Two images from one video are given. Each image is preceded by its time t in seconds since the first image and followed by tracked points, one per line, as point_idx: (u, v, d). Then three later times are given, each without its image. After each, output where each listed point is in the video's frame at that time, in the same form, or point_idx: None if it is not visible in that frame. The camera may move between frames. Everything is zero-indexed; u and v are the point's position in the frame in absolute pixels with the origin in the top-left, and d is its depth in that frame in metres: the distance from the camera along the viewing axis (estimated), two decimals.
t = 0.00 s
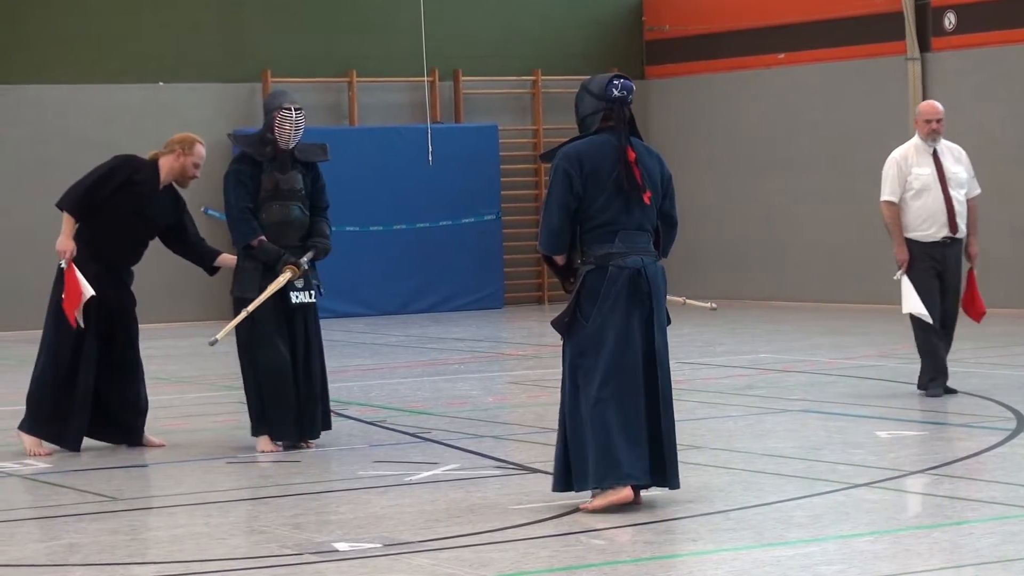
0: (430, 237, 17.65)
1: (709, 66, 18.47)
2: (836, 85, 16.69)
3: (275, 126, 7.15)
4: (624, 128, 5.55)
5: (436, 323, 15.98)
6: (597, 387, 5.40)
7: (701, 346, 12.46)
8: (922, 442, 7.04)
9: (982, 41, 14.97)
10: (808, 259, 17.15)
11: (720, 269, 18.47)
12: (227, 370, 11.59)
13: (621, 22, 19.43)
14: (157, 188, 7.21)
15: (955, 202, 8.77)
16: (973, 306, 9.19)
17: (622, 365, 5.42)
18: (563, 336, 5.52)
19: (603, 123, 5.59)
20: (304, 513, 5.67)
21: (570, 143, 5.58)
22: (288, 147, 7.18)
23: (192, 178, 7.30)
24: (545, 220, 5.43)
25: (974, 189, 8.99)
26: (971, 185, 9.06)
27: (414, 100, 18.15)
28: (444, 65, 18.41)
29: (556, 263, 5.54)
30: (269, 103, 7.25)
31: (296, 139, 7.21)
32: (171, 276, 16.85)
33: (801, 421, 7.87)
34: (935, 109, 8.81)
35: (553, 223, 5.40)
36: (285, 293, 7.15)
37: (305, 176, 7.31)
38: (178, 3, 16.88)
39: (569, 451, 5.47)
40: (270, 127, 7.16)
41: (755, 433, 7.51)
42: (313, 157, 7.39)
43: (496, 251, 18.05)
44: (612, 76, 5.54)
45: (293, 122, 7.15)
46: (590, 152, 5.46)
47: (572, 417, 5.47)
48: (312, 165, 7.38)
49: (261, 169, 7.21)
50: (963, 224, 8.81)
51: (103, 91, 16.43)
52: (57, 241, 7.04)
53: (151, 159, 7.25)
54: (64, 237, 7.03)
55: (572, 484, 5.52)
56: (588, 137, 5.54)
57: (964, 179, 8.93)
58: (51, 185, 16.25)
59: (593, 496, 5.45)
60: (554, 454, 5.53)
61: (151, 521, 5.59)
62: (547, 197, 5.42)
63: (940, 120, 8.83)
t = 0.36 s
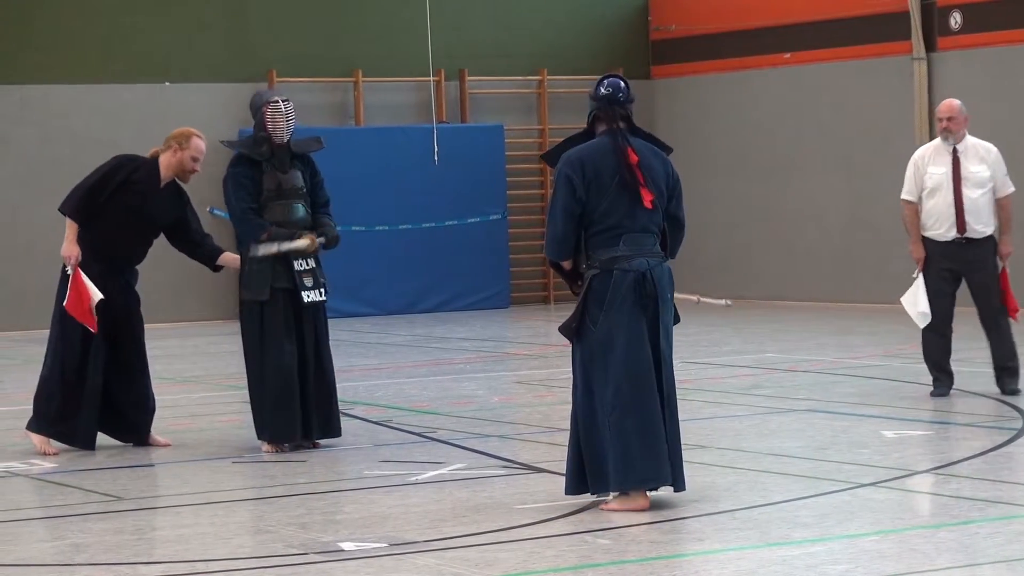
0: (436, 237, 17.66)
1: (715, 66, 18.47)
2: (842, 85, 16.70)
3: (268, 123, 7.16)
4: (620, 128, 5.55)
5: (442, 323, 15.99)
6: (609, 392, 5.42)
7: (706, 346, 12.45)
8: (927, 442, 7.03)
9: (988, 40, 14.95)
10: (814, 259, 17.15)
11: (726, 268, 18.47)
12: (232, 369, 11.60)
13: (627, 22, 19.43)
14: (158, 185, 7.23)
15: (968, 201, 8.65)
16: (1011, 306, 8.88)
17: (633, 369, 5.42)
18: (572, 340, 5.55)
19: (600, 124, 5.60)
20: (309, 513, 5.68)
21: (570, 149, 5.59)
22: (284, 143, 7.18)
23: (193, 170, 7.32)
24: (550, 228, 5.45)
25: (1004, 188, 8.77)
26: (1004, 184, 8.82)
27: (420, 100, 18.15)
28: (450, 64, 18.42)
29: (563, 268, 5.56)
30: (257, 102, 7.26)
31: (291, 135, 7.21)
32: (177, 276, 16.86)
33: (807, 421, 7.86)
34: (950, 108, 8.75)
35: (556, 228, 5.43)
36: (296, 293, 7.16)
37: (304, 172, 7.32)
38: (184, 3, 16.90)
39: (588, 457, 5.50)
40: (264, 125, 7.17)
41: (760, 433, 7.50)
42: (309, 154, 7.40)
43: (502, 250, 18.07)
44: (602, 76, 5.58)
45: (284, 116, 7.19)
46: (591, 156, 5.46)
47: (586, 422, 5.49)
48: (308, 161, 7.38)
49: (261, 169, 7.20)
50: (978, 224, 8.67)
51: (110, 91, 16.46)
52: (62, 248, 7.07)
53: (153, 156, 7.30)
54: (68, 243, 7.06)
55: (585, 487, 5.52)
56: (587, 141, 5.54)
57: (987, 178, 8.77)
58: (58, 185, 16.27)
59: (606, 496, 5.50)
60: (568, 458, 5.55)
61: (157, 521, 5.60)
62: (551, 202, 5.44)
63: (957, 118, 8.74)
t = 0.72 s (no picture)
0: (437, 237, 17.66)
1: (716, 66, 18.47)
2: (843, 86, 16.70)
3: (263, 122, 7.11)
4: (616, 130, 5.55)
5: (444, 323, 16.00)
6: (602, 397, 5.42)
7: (708, 346, 12.47)
8: (929, 442, 7.04)
9: (990, 41, 14.94)
10: (815, 261, 17.14)
11: (727, 269, 18.47)
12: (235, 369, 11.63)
13: (629, 22, 19.43)
14: (102, 187, 7.20)
15: (980, 204, 8.72)
16: None
17: (626, 374, 5.42)
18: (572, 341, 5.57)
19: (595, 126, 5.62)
20: (311, 514, 5.68)
21: (568, 154, 5.59)
22: (280, 138, 7.14)
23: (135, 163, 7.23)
24: (550, 234, 5.46)
25: None
26: None
27: (421, 100, 18.15)
28: (452, 65, 18.43)
29: (559, 271, 5.57)
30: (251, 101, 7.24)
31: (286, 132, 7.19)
32: (178, 276, 16.86)
33: (809, 421, 7.87)
34: (974, 107, 8.87)
35: (555, 234, 5.44)
36: (297, 295, 7.16)
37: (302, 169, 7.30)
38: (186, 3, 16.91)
39: (579, 461, 5.50)
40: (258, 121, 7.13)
41: (762, 433, 7.51)
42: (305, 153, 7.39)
43: (503, 250, 18.06)
44: (594, 78, 5.59)
45: (274, 112, 7.10)
46: (586, 163, 5.45)
47: (579, 426, 5.49)
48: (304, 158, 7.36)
49: (259, 168, 7.20)
50: (988, 225, 8.70)
51: (112, 91, 16.46)
52: (29, 272, 7.05)
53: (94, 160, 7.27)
54: (35, 267, 7.03)
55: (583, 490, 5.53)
56: (584, 145, 5.53)
57: (1009, 179, 8.70)
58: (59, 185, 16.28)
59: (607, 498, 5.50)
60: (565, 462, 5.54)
61: (158, 521, 5.60)
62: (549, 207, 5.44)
63: (978, 118, 8.81)
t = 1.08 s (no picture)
0: (437, 238, 17.66)
1: (715, 67, 18.47)
2: (842, 86, 16.71)
3: (264, 123, 7.13)
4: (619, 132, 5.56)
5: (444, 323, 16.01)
6: (593, 399, 5.42)
7: (707, 346, 12.49)
8: (928, 442, 7.06)
9: (989, 41, 14.94)
10: (814, 261, 17.16)
11: (725, 270, 18.48)
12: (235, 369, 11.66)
13: (628, 23, 19.44)
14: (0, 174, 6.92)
15: (980, 204, 8.75)
16: None
17: (620, 377, 5.42)
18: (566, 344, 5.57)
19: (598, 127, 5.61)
20: (311, 514, 5.68)
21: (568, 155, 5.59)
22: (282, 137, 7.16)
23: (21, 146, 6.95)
24: (549, 234, 5.45)
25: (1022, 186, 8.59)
26: None
27: (421, 101, 18.17)
28: (451, 65, 18.43)
29: (558, 272, 5.57)
30: (253, 103, 7.27)
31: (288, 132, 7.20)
32: (178, 277, 16.87)
33: (808, 422, 7.88)
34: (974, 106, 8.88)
35: (554, 235, 5.44)
36: (297, 296, 7.16)
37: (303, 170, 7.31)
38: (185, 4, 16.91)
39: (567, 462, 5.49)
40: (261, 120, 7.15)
41: (761, 433, 7.53)
42: (304, 154, 7.41)
43: (501, 251, 18.07)
44: (596, 79, 5.60)
45: (279, 113, 7.15)
46: (586, 165, 5.45)
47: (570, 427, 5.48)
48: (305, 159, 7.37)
49: (259, 168, 7.20)
50: (987, 224, 8.72)
51: (111, 92, 16.46)
52: None
53: None
54: None
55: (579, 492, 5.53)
56: (584, 147, 5.54)
57: (1006, 177, 8.69)
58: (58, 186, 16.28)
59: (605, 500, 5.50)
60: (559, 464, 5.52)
61: (158, 522, 5.60)
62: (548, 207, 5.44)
63: (979, 117, 8.81)
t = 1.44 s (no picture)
0: (436, 237, 17.66)
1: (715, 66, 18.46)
2: (842, 85, 16.70)
3: (267, 123, 7.14)
4: (629, 131, 5.55)
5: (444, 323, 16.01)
6: (593, 398, 5.41)
7: (707, 346, 12.48)
8: (928, 442, 7.05)
9: (989, 41, 14.94)
10: (814, 261, 17.16)
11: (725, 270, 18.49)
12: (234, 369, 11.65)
13: (627, 23, 19.44)
14: None
15: (981, 204, 8.77)
16: None
17: (620, 377, 5.42)
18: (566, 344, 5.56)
19: (606, 127, 5.57)
20: (310, 514, 5.68)
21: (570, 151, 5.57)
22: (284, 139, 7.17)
23: None
24: (550, 231, 5.44)
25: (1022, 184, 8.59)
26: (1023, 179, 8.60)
27: (421, 101, 18.16)
28: (451, 65, 18.43)
29: (557, 269, 5.57)
30: (256, 102, 7.26)
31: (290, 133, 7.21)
32: (177, 276, 16.87)
33: (808, 422, 7.88)
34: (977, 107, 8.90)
35: (555, 233, 5.43)
36: (297, 296, 7.17)
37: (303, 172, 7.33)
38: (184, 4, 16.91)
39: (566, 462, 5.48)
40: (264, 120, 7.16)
41: (761, 433, 7.52)
42: (304, 154, 7.41)
43: (501, 251, 18.07)
44: (612, 78, 5.50)
45: (283, 114, 7.17)
46: (590, 162, 5.44)
47: (570, 427, 5.48)
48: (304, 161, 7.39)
49: (261, 168, 7.19)
50: (986, 223, 8.73)
51: (110, 92, 16.46)
52: None
53: None
54: None
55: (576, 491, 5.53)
56: (588, 145, 5.52)
57: (1007, 177, 8.70)
58: (58, 186, 16.28)
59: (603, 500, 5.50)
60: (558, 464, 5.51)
61: (157, 522, 5.60)
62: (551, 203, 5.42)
63: (982, 117, 8.82)
